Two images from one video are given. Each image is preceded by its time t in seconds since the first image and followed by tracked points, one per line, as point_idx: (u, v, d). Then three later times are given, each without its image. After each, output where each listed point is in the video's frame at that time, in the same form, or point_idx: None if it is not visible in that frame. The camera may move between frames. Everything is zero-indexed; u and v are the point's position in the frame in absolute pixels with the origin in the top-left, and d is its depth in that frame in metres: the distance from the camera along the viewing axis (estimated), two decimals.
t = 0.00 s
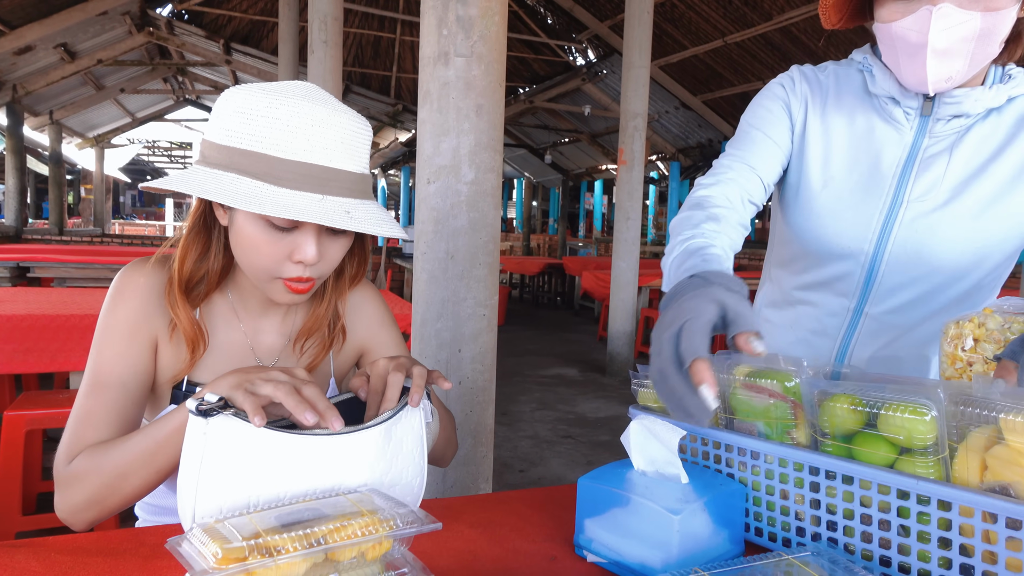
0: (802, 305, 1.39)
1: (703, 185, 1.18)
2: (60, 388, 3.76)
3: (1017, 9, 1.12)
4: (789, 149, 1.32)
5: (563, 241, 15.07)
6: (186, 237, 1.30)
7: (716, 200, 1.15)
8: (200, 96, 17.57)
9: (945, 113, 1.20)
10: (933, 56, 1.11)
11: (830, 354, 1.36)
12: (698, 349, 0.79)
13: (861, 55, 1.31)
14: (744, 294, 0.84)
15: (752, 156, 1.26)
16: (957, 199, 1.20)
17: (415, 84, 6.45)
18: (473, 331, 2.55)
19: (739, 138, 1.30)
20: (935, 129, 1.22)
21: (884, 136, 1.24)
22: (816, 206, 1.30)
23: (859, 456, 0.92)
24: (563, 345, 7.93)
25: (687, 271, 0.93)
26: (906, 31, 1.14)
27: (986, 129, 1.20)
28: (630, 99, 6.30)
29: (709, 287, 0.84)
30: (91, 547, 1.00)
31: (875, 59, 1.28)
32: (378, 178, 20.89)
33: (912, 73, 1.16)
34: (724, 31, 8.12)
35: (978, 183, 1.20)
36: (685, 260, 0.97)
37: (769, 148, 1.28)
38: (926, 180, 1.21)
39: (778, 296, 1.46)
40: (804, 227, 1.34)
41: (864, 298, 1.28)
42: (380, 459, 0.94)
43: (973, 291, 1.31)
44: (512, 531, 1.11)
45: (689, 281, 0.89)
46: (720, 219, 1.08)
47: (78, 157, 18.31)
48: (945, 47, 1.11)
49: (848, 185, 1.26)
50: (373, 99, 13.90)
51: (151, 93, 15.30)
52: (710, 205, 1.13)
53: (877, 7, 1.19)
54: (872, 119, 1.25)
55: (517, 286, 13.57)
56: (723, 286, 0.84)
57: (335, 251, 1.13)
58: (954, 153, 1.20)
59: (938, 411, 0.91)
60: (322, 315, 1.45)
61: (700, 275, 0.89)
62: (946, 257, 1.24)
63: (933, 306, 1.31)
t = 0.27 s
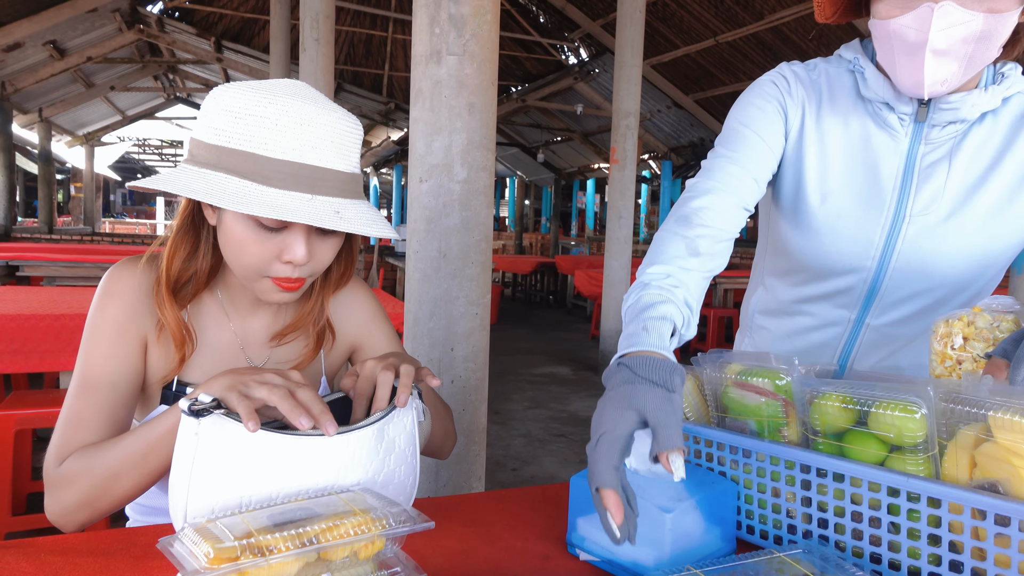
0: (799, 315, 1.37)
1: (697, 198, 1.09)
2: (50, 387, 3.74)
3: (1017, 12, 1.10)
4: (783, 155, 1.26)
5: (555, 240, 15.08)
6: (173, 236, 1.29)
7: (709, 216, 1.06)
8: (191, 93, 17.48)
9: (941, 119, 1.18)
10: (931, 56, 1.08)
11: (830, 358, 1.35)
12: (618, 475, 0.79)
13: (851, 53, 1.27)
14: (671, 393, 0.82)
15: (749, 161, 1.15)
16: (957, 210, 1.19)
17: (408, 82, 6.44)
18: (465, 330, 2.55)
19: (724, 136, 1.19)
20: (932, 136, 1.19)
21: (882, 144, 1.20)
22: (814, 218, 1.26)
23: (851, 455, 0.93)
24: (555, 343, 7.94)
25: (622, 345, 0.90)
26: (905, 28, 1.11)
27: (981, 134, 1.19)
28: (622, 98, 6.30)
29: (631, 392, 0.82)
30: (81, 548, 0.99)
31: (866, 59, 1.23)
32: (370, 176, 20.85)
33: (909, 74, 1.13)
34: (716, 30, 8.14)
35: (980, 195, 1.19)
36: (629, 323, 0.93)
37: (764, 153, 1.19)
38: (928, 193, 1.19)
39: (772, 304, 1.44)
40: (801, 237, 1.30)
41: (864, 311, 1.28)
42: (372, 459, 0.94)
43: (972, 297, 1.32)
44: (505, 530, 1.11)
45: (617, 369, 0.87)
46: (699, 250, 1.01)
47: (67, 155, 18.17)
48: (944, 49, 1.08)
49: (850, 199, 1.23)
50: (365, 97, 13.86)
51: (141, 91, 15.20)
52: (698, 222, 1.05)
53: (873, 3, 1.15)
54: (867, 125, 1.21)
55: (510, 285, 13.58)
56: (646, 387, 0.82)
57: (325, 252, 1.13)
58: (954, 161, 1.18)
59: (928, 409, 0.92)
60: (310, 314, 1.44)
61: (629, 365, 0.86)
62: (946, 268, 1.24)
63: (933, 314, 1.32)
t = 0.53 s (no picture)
0: (796, 323, 1.37)
1: (699, 222, 1.03)
2: (44, 387, 3.72)
3: (1010, 16, 1.09)
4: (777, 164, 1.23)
5: (551, 239, 15.08)
6: (168, 236, 1.29)
7: (712, 242, 1.01)
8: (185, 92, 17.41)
9: (934, 124, 1.17)
10: (920, 62, 1.07)
11: (828, 361, 1.37)
12: (611, 550, 0.77)
13: (840, 55, 1.24)
14: (671, 463, 0.77)
15: (747, 172, 1.11)
16: (954, 217, 1.19)
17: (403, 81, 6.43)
18: (461, 329, 2.55)
19: (715, 143, 1.14)
20: (924, 141, 1.19)
21: (877, 152, 1.19)
22: (810, 227, 1.24)
23: (845, 453, 0.94)
24: (551, 342, 7.95)
25: (619, 406, 0.86)
26: (893, 34, 1.09)
27: (973, 138, 1.19)
28: (617, 97, 6.31)
29: (628, 465, 0.77)
30: (76, 547, 0.99)
31: (856, 62, 1.21)
32: (365, 175, 20.82)
33: (897, 80, 1.11)
34: (711, 29, 8.16)
35: (979, 204, 1.19)
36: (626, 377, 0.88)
37: (761, 162, 1.14)
38: (926, 201, 1.18)
39: (767, 311, 1.43)
40: (796, 247, 1.29)
41: (862, 319, 1.29)
42: (368, 458, 0.94)
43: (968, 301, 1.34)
44: (500, 528, 1.12)
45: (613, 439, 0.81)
46: (702, 282, 0.97)
47: (60, 153, 18.09)
48: (935, 55, 1.07)
49: (847, 210, 1.21)
50: (360, 96, 13.83)
51: (135, 89, 15.14)
52: (699, 250, 1.00)
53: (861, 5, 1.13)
54: (860, 131, 1.20)
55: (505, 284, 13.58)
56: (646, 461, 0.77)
57: (322, 252, 1.13)
58: (950, 166, 1.18)
59: (920, 406, 0.93)
60: (303, 315, 1.44)
61: (625, 432, 0.81)
62: (944, 274, 1.23)
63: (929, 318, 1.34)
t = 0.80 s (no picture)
0: (790, 325, 1.37)
1: (692, 231, 1.04)
2: (41, 386, 3.71)
3: (999, 22, 1.09)
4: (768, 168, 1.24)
5: (548, 238, 15.08)
6: (167, 236, 1.29)
7: (706, 249, 1.01)
8: (182, 90, 17.37)
9: (926, 127, 1.17)
10: (908, 72, 1.08)
11: (823, 361, 1.37)
12: (602, 554, 0.77)
13: (831, 59, 1.24)
14: (676, 476, 0.79)
15: (739, 177, 1.11)
16: (946, 220, 1.19)
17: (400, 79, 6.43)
18: (458, 328, 2.55)
19: (706, 150, 1.16)
20: (916, 144, 1.19)
21: (868, 157, 1.19)
22: (802, 231, 1.24)
23: (842, 452, 0.94)
24: (548, 341, 7.95)
25: (623, 419, 0.86)
26: (881, 43, 1.10)
27: (965, 141, 1.19)
28: (615, 95, 6.32)
29: (632, 476, 0.78)
30: (73, 548, 0.99)
31: (846, 66, 1.21)
32: (363, 174, 20.80)
33: (886, 87, 1.12)
34: (708, 28, 8.17)
35: (971, 207, 1.19)
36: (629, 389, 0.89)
37: (754, 167, 1.14)
38: (918, 206, 1.18)
39: (761, 313, 1.43)
40: (788, 250, 1.29)
41: (855, 320, 1.30)
42: (365, 458, 0.95)
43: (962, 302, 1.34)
44: (498, 527, 1.12)
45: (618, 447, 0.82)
46: (698, 292, 0.97)
47: (57, 152, 18.05)
48: (922, 64, 1.07)
49: (838, 214, 1.21)
50: (357, 94, 13.81)
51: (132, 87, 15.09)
52: (693, 259, 1.00)
53: (850, 12, 1.14)
54: (851, 135, 1.20)
55: (502, 282, 13.59)
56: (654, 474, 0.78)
57: (322, 253, 1.13)
58: (941, 170, 1.18)
59: (917, 405, 0.93)
60: (301, 315, 1.44)
61: (630, 442, 0.82)
62: (936, 277, 1.24)
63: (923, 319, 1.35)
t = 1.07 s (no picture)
0: (789, 323, 1.37)
1: (692, 231, 1.04)
2: (39, 385, 3.71)
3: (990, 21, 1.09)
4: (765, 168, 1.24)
5: (547, 237, 15.07)
6: (167, 235, 1.29)
7: (705, 248, 1.02)
8: (181, 89, 17.34)
9: (923, 127, 1.17)
10: (904, 72, 1.08)
11: (822, 360, 1.37)
12: (605, 552, 0.78)
13: (828, 59, 1.24)
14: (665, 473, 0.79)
15: (738, 178, 1.11)
16: (943, 220, 1.19)
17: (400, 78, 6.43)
18: (457, 327, 2.55)
19: (704, 150, 1.16)
20: (913, 144, 1.19)
21: (865, 157, 1.19)
22: (800, 232, 1.25)
23: (841, 450, 0.94)
24: (547, 340, 7.96)
25: (618, 413, 0.87)
26: (874, 44, 1.10)
27: (962, 140, 1.19)
28: (614, 94, 6.31)
29: (620, 470, 0.79)
30: (72, 547, 0.99)
31: (843, 67, 1.21)
32: (362, 173, 20.78)
33: (880, 88, 1.12)
34: (707, 27, 8.16)
35: (969, 206, 1.19)
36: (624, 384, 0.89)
37: (753, 168, 1.14)
38: (915, 206, 1.18)
39: (759, 312, 1.43)
40: (787, 250, 1.30)
41: (853, 319, 1.30)
42: (364, 456, 0.95)
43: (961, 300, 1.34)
44: (497, 526, 1.12)
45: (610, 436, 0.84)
46: (695, 291, 0.97)
47: (56, 151, 18.03)
48: (916, 64, 1.07)
49: (836, 214, 1.21)
50: (356, 93, 13.79)
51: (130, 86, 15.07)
52: (691, 260, 1.00)
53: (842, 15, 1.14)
54: (848, 136, 1.20)
55: (501, 281, 13.58)
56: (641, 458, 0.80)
57: (322, 250, 1.13)
58: (939, 170, 1.18)
59: (916, 404, 0.93)
60: (301, 314, 1.44)
61: (622, 437, 0.83)
62: (935, 275, 1.24)
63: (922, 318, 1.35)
